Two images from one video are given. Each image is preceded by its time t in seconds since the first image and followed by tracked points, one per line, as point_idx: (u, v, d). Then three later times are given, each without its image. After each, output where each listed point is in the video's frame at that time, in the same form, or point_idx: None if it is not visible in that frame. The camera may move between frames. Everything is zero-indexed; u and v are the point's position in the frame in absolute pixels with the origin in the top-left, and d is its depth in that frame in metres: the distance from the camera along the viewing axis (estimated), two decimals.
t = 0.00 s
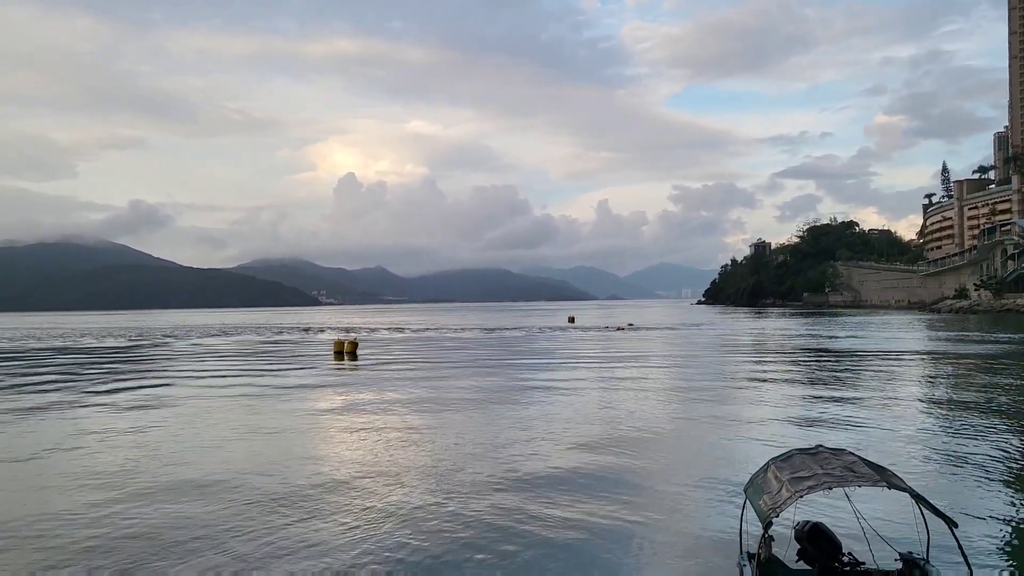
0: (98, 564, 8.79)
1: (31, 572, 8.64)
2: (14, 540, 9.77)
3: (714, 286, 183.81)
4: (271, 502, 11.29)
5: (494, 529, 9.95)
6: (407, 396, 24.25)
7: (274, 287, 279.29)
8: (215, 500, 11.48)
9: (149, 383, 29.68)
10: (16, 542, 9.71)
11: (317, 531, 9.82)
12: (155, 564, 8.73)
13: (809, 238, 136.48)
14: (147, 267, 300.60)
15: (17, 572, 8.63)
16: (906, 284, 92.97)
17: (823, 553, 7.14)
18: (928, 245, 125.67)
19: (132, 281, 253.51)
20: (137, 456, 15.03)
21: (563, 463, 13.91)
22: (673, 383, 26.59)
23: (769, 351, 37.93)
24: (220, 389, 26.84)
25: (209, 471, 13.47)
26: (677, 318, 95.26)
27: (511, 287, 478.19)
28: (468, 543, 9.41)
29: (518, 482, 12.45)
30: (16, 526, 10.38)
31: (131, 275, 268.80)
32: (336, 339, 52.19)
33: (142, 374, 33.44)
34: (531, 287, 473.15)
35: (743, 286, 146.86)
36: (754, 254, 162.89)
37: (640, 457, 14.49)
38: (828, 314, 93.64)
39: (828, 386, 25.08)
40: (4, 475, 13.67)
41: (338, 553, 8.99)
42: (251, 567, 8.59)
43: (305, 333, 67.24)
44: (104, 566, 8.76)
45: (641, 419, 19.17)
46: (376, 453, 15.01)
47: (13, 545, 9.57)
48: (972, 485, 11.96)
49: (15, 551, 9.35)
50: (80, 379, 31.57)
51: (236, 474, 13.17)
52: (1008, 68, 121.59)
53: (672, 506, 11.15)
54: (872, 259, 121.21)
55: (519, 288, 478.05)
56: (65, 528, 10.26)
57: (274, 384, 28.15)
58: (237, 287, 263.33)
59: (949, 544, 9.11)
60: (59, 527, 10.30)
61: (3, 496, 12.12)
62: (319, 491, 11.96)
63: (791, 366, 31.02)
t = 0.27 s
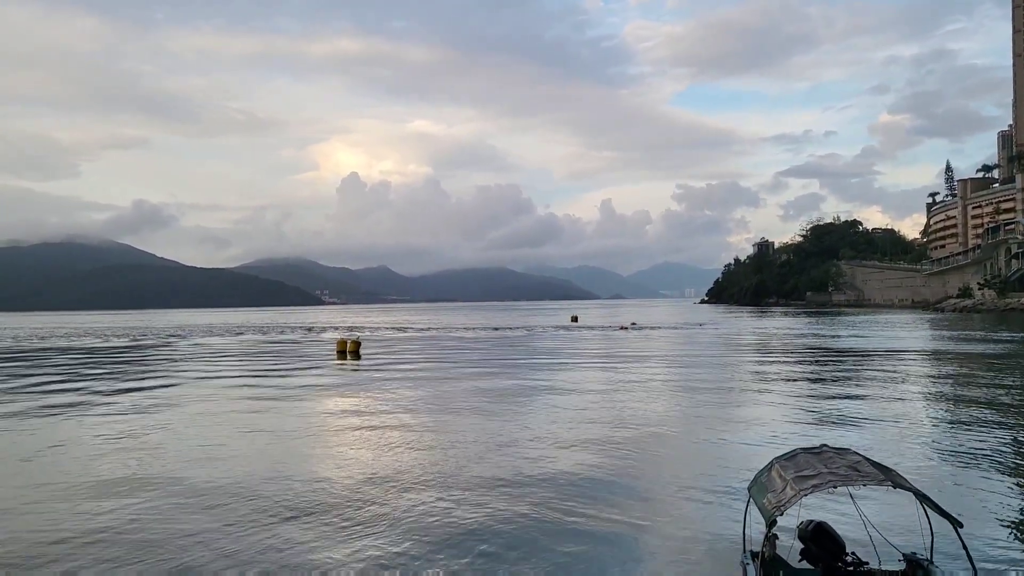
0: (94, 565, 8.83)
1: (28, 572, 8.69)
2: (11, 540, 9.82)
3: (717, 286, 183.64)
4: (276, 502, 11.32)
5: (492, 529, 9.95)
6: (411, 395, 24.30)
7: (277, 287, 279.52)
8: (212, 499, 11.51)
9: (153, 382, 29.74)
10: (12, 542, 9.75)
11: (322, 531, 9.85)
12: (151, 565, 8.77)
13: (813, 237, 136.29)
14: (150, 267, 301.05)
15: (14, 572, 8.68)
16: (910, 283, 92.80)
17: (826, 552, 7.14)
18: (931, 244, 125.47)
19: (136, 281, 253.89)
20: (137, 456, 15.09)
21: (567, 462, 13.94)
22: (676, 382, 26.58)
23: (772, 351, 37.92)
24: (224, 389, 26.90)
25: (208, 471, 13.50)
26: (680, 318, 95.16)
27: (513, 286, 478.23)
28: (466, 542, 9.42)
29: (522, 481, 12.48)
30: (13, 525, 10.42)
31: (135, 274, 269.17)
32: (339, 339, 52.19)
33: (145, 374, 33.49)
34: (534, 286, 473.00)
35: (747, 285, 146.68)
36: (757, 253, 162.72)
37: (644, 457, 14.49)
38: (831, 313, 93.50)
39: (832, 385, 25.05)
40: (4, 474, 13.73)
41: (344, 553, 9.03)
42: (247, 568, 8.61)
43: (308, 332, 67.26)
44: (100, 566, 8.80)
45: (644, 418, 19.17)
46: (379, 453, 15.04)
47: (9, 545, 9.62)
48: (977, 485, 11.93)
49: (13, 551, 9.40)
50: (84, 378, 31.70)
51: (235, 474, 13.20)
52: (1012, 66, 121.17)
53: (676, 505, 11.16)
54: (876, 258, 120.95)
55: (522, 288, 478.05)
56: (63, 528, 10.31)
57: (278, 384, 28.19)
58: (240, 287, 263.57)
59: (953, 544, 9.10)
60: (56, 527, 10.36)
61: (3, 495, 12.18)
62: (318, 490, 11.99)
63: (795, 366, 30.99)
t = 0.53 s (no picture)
0: (92, 565, 8.86)
1: (27, 572, 8.73)
2: (10, 540, 9.87)
3: (719, 285, 183.52)
4: (279, 501, 11.37)
5: (491, 529, 9.97)
6: (414, 395, 24.36)
7: (279, 287, 279.67)
8: (217, 499, 11.57)
9: (156, 383, 29.80)
10: (12, 542, 9.80)
11: (327, 530, 9.91)
12: (149, 565, 8.80)
13: (815, 237, 136.21)
14: (153, 267, 301.51)
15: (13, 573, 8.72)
16: (913, 283, 92.65)
17: (829, 551, 7.17)
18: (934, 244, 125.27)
19: (138, 281, 254.27)
20: (142, 456, 15.15)
21: (570, 462, 13.98)
22: (679, 382, 26.58)
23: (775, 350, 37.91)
24: (228, 389, 26.95)
25: (208, 471, 13.54)
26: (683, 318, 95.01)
27: (515, 287, 478.28)
28: (465, 542, 9.43)
29: (525, 481, 12.52)
30: (20, 526, 10.47)
31: (137, 274, 269.58)
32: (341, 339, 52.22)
33: (149, 374, 33.57)
34: (537, 286, 473.00)
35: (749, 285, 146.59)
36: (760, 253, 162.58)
37: (647, 456, 14.53)
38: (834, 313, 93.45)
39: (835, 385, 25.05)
40: (5, 475, 13.79)
41: (349, 552, 9.08)
42: (245, 568, 8.63)
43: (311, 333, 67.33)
44: (98, 566, 8.84)
45: (647, 418, 19.24)
46: (382, 452, 15.08)
47: (9, 545, 9.66)
48: (980, 484, 11.93)
49: (12, 551, 9.43)
50: (88, 379, 31.82)
51: (240, 473, 13.26)
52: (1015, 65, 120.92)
53: (678, 505, 11.22)
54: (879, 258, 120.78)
55: (523, 288, 478.09)
56: (61, 528, 10.34)
57: (281, 383, 28.25)
58: (242, 287, 263.95)
59: (955, 544, 9.11)
60: (58, 527, 10.42)
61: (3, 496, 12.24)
62: (318, 490, 12.02)
63: (798, 365, 30.99)
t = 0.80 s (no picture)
0: (93, 564, 8.90)
1: (28, 571, 8.77)
2: (12, 540, 9.92)
3: (722, 285, 183.35)
4: (285, 501, 11.43)
5: (493, 528, 10.00)
6: (418, 395, 24.44)
7: (282, 288, 279.89)
8: (224, 499, 11.62)
9: (160, 383, 29.89)
10: (13, 542, 9.84)
11: (333, 529, 9.95)
12: (152, 565, 8.84)
13: (819, 236, 136.04)
14: (156, 267, 302.04)
15: (14, 572, 8.75)
16: (917, 282, 92.48)
17: (833, 550, 7.17)
18: (938, 243, 125.00)
19: (142, 281, 254.75)
20: (148, 456, 15.21)
21: (574, 461, 14.02)
22: (682, 381, 26.59)
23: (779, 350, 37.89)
24: (232, 390, 27.03)
25: (210, 471, 13.58)
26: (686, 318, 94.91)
27: (518, 287, 478.22)
28: (466, 542, 9.47)
29: (529, 480, 12.56)
30: (28, 526, 10.53)
31: (141, 274, 270.08)
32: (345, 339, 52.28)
33: (153, 374, 33.66)
34: (540, 286, 473.01)
35: (753, 285, 146.45)
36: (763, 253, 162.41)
37: (650, 456, 14.56)
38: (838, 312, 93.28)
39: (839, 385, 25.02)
40: (8, 475, 13.85)
41: (355, 551, 9.13)
42: (245, 567, 8.66)
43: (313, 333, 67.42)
44: (102, 565, 8.88)
45: (650, 418, 19.26)
46: (386, 452, 15.13)
47: (10, 545, 9.71)
48: (984, 484, 11.90)
49: (13, 550, 9.48)
50: (92, 378, 31.96)
51: (245, 473, 13.32)
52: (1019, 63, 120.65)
53: (682, 503, 11.27)
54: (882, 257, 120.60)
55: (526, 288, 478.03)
56: (62, 527, 10.39)
57: (285, 384, 28.32)
58: (246, 287, 264.27)
59: (959, 542, 9.12)
60: (66, 526, 10.47)
61: (5, 495, 12.29)
62: (319, 491, 12.04)
63: (801, 365, 30.97)
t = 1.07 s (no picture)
0: (89, 565, 8.92)
1: (23, 572, 8.79)
2: (13, 540, 9.96)
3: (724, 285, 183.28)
4: (287, 502, 11.47)
5: (495, 528, 10.02)
6: (420, 395, 24.46)
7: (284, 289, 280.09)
8: (226, 500, 11.65)
9: (163, 384, 29.96)
10: (11, 542, 9.88)
11: (335, 530, 9.98)
12: (155, 564, 8.88)
13: (820, 236, 135.95)
14: (159, 268, 302.53)
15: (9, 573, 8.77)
16: (919, 281, 92.37)
17: (833, 551, 7.18)
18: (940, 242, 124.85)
19: (144, 282, 255.15)
20: (151, 457, 15.26)
21: (576, 462, 14.03)
22: (684, 382, 26.60)
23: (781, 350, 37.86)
24: (235, 390, 27.09)
25: (209, 472, 13.60)
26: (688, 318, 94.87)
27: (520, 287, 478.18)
28: (469, 542, 9.49)
29: (531, 481, 12.58)
30: (31, 526, 10.57)
31: (143, 275, 270.57)
32: (347, 339, 52.34)
33: (156, 375, 33.74)
34: (542, 286, 472.98)
35: (754, 285, 146.34)
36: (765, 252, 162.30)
37: (652, 456, 14.58)
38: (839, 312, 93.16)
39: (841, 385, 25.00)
40: (8, 476, 13.89)
41: (357, 551, 9.16)
42: (240, 569, 8.67)
43: (316, 333, 67.54)
44: (106, 565, 8.92)
45: (652, 418, 19.27)
46: (388, 453, 15.17)
47: (11, 545, 9.76)
48: (985, 483, 11.87)
49: (9, 552, 9.50)
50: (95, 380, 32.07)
51: (248, 474, 13.35)
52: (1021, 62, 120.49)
53: (684, 503, 11.29)
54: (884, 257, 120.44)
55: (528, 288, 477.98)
56: (59, 527, 10.42)
57: (287, 384, 28.38)
58: (248, 288, 264.57)
59: (960, 542, 9.13)
60: (69, 526, 10.51)
61: (6, 496, 12.34)
62: (317, 492, 12.04)
63: (803, 365, 30.96)
